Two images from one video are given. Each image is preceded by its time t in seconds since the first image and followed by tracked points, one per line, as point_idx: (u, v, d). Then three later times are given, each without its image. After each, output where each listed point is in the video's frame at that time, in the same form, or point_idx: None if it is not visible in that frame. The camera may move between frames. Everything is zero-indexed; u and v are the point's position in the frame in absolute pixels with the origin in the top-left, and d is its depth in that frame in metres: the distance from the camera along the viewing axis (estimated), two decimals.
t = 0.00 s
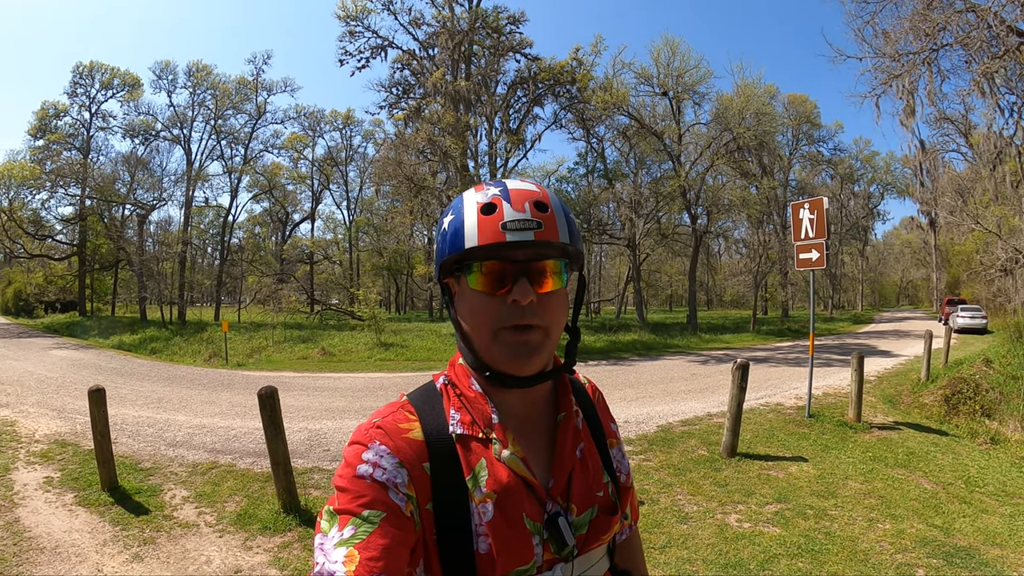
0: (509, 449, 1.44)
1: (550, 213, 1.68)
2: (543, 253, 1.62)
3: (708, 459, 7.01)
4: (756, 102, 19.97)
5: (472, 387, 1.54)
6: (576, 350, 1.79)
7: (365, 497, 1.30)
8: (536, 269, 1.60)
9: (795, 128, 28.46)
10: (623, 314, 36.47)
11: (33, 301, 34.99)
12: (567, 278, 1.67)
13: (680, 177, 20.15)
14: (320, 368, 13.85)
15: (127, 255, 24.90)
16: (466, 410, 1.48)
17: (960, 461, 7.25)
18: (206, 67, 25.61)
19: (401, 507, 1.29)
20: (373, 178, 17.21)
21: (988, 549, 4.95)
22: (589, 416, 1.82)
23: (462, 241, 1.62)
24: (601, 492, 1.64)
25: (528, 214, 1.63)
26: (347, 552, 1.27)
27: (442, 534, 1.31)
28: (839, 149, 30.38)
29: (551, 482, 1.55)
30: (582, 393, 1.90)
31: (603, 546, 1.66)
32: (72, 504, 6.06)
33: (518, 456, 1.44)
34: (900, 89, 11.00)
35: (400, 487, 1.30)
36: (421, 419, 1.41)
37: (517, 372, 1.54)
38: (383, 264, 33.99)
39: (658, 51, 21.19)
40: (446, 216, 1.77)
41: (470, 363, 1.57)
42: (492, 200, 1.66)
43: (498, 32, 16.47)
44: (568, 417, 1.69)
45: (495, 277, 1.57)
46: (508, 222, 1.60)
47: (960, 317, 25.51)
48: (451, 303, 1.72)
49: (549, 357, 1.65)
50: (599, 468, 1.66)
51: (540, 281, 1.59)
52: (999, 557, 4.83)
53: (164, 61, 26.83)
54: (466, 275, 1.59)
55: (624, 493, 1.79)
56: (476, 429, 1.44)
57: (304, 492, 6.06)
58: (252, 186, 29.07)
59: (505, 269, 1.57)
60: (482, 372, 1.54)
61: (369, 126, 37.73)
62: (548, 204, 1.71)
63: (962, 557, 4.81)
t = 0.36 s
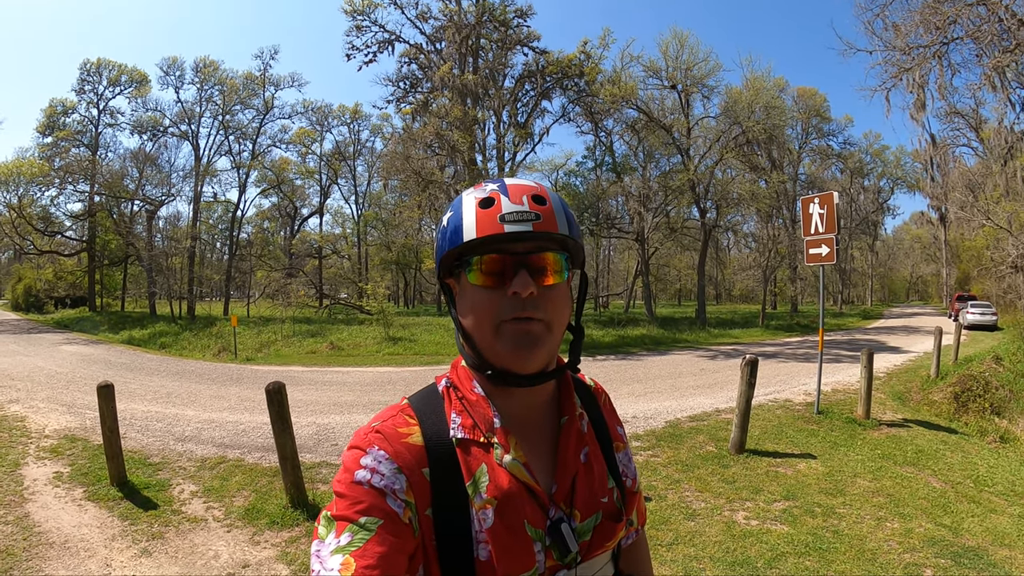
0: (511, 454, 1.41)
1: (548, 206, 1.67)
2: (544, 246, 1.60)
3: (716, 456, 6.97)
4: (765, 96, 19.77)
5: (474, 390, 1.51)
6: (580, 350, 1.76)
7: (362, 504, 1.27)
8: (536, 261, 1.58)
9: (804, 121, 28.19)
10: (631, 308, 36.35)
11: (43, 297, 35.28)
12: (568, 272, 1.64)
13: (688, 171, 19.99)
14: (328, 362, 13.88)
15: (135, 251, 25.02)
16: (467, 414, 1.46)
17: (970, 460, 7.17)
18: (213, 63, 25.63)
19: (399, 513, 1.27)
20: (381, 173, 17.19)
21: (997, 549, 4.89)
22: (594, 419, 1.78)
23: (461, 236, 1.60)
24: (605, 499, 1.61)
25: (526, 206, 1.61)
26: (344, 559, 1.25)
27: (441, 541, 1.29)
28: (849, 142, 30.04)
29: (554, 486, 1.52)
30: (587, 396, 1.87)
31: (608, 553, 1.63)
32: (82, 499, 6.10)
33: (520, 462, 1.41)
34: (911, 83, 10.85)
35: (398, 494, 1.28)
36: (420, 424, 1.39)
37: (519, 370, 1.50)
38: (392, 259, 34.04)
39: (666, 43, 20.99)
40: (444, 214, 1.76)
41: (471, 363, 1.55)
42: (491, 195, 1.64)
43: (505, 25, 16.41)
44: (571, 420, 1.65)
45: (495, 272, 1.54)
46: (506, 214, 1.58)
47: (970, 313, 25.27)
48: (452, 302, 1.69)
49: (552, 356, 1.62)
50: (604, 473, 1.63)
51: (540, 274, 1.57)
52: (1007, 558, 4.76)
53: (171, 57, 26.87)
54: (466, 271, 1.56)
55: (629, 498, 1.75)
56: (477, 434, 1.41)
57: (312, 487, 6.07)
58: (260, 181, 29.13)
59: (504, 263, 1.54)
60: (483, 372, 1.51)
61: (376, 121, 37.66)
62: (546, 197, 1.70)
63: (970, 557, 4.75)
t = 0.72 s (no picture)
0: (509, 458, 1.39)
1: (546, 206, 1.65)
2: (542, 246, 1.58)
3: (721, 454, 6.94)
4: (770, 93, 19.67)
5: (472, 393, 1.50)
6: (580, 351, 1.74)
7: (357, 509, 1.28)
8: (534, 260, 1.56)
9: (810, 118, 28.04)
10: (636, 306, 36.31)
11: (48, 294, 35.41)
12: (567, 273, 1.62)
13: (693, 168, 19.93)
14: (333, 359, 13.90)
15: (141, 248, 25.11)
16: (465, 417, 1.44)
17: (975, 459, 7.12)
18: (218, 61, 25.64)
19: (394, 519, 1.27)
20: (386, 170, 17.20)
21: (1001, 550, 4.85)
22: (595, 422, 1.76)
23: (458, 236, 1.58)
24: (605, 502, 1.58)
25: (523, 205, 1.59)
26: (338, 564, 1.25)
27: (437, 545, 1.29)
28: (855, 139, 29.86)
29: (553, 491, 1.51)
30: (588, 398, 1.85)
31: (607, 557, 1.62)
32: (86, 496, 6.12)
33: (517, 466, 1.40)
34: (917, 79, 10.75)
35: (393, 499, 1.28)
36: (417, 428, 1.38)
37: (517, 372, 1.48)
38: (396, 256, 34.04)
39: (671, 39, 20.89)
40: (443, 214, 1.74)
41: (468, 365, 1.53)
42: (488, 193, 1.63)
43: (510, 22, 16.36)
44: (570, 423, 1.63)
45: (492, 272, 1.53)
46: (504, 214, 1.57)
47: (976, 311, 25.11)
48: (450, 302, 1.68)
49: (551, 358, 1.59)
50: (604, 477, 1.61)
51: (539, 274, 1.55)
52: (1012, 559, 4.72)
53: (175, 55, 26.85)
54: (463, 272, 1.55)
55: (630, 502, 1.73)
56: (474, 437, 1.40)
57: (315, 484, 6.07)
58: (265, 178, 29.16)
59: (501, 262, 1.52)
60: (481, 374, 1.50)
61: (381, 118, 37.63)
62: (545, 196, 1.67)
63: (974, 558, 4.71)
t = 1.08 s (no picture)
0: (516, 461, 1.39)
1: (553, 206, 1.65)
2: (549, 246, 1.57)
3: (732, 457, 6.89)
4: (782, 92, 19.54)
5: (480, 397, 1.49)
6: (588, 353, 1.74)
7: (364, 513, 1.28)
8: (541, 260, 1.55)
9: (822, 118, 27.84)
10: (647, 308, 36.19)
11: (62, 295, 35.84)
12: (575, 273, 1.61)
13: (705, 168, 19.83)
14: (344, 360, 13.98)
15: (153, 249, 25.34)
16: (472, 420, 1.44)
17: (988, 463, 7.02)
18: (229, 64, 25.86)
19: (401, 523, 1.26)
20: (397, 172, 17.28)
21: (1014, 555, 4.77)
22: (603, 425, 1.75)
23: (466, 236, 1.58)
24: (614, 506, 1.57)
25: (530, 206, 1.59)
26: (344, 569, 1.24)
27: (444, 549, 1.28)
28: (868, 139, 29.59)
29: (560, 495, 1.50)
30: (596, 400, 1.84)
31: (617, 561, 1.59)
32: (98, 495, 6.18)
33: (525, 469, 1.39)
34: (928, 78, 10.65)
35: (399, 503, 1.27)
36: (424, 432, 1.38)
37: (524, 373, 1.47)
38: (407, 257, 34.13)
39: (682, 40, 20.81)
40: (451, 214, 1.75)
41: (476, 367, 1.53)
42: (496, 194, 1.63)
43: (520, 23, 16.38)
44: (578, 426, 1.63)
45: (500, 271, 1.52)
46: (511, 213, 1.57)
47: (990, 313, 24.79)
48: (458, 303, 1.68)
49: (559, 360, 1.58)
50: (612, 480, 1.60)
51: (547, 273, 1.54)
52: None
53: (187, 58, 27.10)
54: (470, 272, 1.55)
55: (639, 505, 1.72)
56: (482, 440, 1.40)
57: (326, 484, 6.10)
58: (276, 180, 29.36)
59: (508, 262, 1.52)
60: (488, 376, 1.49)
61: (391, 120, 37.77)
62: (552, 197, 1.67)
63: (986, 563, 4.64)
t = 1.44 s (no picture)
0: (522, 463, 1.38)
1: (572, 212, 1.62)
2: (566, 255, 1.56)
3: (746, 463, 6.84)
4: (795, 95, 19.39)
5: (486, 398, 1.50)
6: (599, 358, 1.72)
7: (366, 514, 1.28)
8: (556, 270, 1.54)
9: (835, 120, 27.61)
10: (660, 313, 36.01)
11: (78, 298, 36.35)
12: (590, 283, 1.60)
13: (718, 172, 19.73)
14: (357, 364, 14.04)
15: (168, 254, 25.65)
16: (478, 421, 1.44)
17: (1006, 469, 6.90)
18: (243, 70, 26.16)
19: (405, 524, 1.26)
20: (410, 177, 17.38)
21: None
22: (614, 426, 1.73)
23: (478, 240, 1.57)
24: (623, 510, 1.55)
25: (548, 212, 1.57)
26: (346, 570, 1.25)
27: (448, 551, 1.27)
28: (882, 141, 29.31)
29: (568, 497, 1.49)
30: (607, 402, 1.82)
31: (625, 566, 1.58)
32: (110, 495, 6.25)
33: (530, 471, 1.38)
34: (942, 79, 10.54)
35: (403, 504, 1.27)
36: (429, 432, 1.38)
37: (534, 382, 1.47)
38: (420, 262, 34.21)
39: (694, 43, 20.75)
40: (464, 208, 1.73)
41: (485, 369, 1.53)
42: (511, 196, 1.61)
43: (532, 28, 16.39)
44: (588, 428, 1.61)
45: (512, 279, 1.51)
46: (527, 219, 1.55)
47: (1007, 317, 24.42)
48: (468, 303, 1.68)
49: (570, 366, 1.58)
50: (622, 484, 1.58)
51: (561, 283, 1.53)
52: None
53: (201, 64, 27.44)
54: (482, 277, 1.54)
55: (652, 509, 1.71)
56: (487, 441, 1.39)
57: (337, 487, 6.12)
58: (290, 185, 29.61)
59: (522, 272, 1.52)
60: (496, 380, 1.49)
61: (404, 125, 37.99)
62: (570, 202, 1.65)
63: (1004, 570, 4.55)
